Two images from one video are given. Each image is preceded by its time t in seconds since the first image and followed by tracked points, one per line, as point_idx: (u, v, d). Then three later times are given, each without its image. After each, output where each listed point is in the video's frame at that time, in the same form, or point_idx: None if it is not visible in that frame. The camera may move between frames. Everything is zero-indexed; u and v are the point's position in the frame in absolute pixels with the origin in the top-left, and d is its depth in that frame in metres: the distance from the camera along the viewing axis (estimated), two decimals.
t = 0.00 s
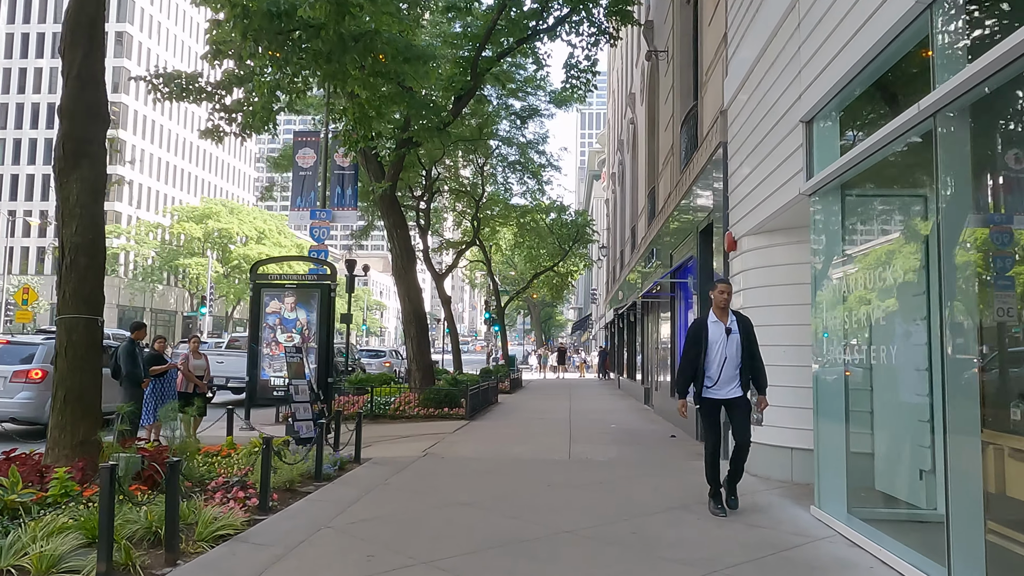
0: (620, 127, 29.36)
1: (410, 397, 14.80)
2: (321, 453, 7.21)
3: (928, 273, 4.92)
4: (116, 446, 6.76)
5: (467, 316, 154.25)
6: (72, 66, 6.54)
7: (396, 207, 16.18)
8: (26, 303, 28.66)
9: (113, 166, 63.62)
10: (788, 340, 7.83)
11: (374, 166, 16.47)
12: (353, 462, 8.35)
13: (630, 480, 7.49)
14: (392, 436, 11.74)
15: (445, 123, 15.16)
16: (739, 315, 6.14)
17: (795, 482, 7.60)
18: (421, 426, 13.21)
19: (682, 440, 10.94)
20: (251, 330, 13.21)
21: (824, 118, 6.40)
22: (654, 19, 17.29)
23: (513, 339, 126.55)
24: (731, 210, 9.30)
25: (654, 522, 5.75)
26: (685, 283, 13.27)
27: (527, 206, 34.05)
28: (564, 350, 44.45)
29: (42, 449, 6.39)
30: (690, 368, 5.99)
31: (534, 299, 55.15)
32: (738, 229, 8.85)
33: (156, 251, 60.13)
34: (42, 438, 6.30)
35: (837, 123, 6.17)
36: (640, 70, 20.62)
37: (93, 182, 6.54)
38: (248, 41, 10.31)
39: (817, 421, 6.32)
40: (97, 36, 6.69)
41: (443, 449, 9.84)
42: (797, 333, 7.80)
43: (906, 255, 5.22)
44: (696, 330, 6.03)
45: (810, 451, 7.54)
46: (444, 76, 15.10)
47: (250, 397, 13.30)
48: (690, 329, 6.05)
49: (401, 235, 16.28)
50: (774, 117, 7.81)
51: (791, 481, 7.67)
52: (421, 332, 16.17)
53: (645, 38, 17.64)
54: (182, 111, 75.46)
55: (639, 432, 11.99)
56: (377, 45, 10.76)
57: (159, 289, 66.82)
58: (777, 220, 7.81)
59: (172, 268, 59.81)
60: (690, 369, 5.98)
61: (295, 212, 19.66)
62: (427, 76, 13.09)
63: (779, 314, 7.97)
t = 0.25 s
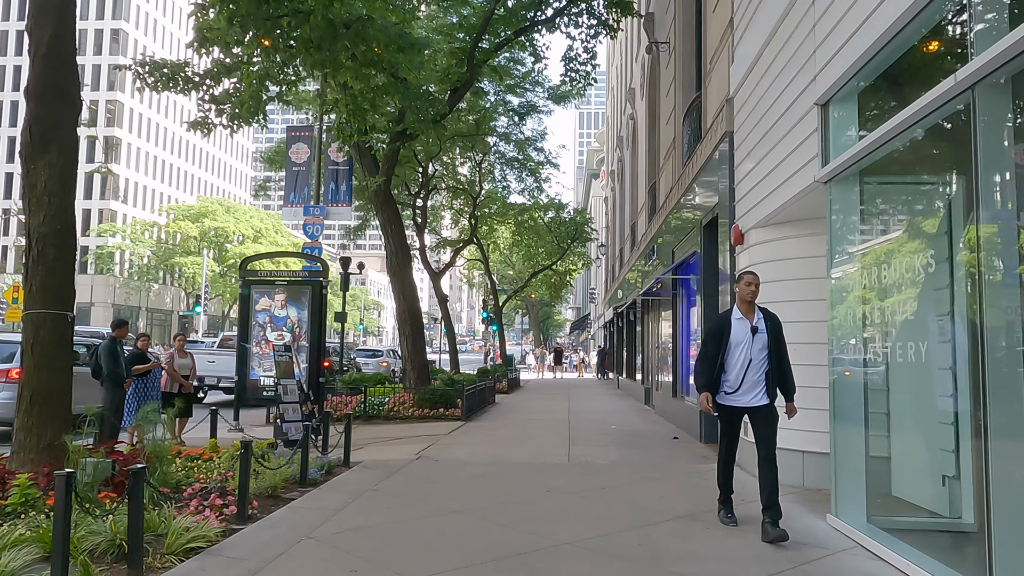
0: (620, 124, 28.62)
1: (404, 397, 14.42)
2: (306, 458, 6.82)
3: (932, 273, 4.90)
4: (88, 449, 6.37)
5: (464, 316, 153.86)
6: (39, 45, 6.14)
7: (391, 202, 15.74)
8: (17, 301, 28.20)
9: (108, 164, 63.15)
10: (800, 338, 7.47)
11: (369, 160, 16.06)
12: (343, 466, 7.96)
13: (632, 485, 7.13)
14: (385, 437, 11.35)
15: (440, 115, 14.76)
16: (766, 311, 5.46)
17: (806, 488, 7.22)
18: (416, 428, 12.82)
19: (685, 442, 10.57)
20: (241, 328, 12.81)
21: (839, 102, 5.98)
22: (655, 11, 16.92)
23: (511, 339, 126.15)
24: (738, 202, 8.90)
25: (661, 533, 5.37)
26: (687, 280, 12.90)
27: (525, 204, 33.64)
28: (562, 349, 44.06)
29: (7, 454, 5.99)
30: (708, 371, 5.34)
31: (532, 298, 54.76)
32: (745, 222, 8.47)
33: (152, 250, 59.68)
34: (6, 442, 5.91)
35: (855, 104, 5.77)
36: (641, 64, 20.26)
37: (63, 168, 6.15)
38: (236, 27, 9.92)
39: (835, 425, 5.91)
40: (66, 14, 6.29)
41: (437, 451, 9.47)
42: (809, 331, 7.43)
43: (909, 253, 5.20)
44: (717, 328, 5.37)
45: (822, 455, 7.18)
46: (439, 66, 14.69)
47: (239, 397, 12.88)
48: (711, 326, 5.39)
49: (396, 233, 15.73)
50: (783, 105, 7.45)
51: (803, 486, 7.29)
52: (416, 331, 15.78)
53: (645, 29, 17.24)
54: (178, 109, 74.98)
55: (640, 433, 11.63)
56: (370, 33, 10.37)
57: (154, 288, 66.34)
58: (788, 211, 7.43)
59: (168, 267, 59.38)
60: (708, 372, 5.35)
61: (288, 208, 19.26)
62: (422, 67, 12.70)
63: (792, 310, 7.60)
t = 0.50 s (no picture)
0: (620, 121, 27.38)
1: (397, 397, 14.04)
2: (286, 462, 6.45)
3: (933, 276, 4.75)
4: (50, 454, 5.97)
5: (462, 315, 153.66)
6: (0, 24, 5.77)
7: (383, 197, 15.31)
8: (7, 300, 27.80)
9: (104, 163, 62.72)
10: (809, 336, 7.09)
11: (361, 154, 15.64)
12: (327, 470, 7.58)
13: (631, 491, 6.76)
14: (375, 439, 10.95)
15: (435, 108, 14.36)
16: (800, 304, 4.88)
17: (816, 494, 6.83)
18: (408, 429, 12.43)
19: (686, 444, 10.20)
20: (228, 326, 12.44)
21: (854, 86, 5.61)
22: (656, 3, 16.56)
23: (508, 339, 125.86)
24: (742, 194, 8.53)
25: (662, 546, 4.98)
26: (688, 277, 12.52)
27: (522, 202, 33.26)
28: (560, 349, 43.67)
29: None
30: (736, 370, 4.76)
31: (530, 297, 54.37)
32: (750, 215, 8.10)
33: (147, 248, 59.25)
34: None
35: (871, 86, 5.41)
36: (640, 58, 19.90)
37: (25, 155, 5.77)
38: (220, 13, 9.54)
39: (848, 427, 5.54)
40: None
41: (428, 454, 9.09)
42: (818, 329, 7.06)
43: (908, 253, 5.04)
44: (745, 323, 4.80)
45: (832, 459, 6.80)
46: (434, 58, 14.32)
47: (226, 396, 12.54)
48: (738, 321, 4.82)
49: (389, 228, 15.35)
50: (790, 91, 7.10)
51: (812, 492, 6.90)
52: (409, 329, 15.39)
53: (644, 22, 16.87)
54: (175, 108, 74.57)
55: (640, 434, 11.26)
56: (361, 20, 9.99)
57: (149, 287, 65.85)
58: (797, 202, 7.07)
59: (163, 266, 58.92)
60: (736, 372, 4.76)
61: (280, 204, 18.87)
62: (415, 57, 12.31)
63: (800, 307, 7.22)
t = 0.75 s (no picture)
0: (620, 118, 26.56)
1: (390, 399, 13.64)
2: (264, 469, 6.06)
3: (937, 277, 4.55)
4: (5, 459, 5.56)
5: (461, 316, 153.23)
6: None
7: (377, 193, 14.91)
8: None
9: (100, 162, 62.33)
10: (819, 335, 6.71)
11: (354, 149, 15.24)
12: (310, 477, 7.18)
13: (631, 500, 6.38)
14: (365, 443, 10.55)
15: (429, 102, 13.96)
16: (839, 292, 4.32)
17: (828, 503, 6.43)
18: (401, 432, 12.03)
19: (688, 448, 9.82)
20: (214, 326, 12.05)
21: (869, 66, 5.22)
22: None
23: (507, 339, 125.41)
24: (747, 188, 8.15)
25: (665, 563, 4.59)
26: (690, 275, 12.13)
27: (521, 201, 32.88)
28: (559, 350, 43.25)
29: None
30: (772, 369, 4.20)
31: (529, 298, 53.95)
32: (756, 209, 7.71)
33: (143, 248, 58.85)
34: None
35: (892, 64, 5.03)
36: (640, 53, 19.52)
37: None
38: None
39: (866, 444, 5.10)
40: None
41: (419, 459, 8.70)
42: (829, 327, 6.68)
43: (913, 254, 4.80)
44: (784, 316, 4.21)
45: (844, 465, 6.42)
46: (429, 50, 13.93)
47: (212, 398, 12.15)
48: (772, 314, 4.23)
49: (382, 224, 14.95)
50: (800, 77, 6.73)
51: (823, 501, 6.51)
52: (403, 330, 15.00)
53: (643, 15, 16.50)
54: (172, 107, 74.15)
55: (639, 438, 10.88)
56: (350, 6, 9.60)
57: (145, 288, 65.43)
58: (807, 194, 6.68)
59: (159, 266, 58.52)
60: (773, 373, 4.18)
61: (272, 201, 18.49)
62: (407, 47, 11.92)
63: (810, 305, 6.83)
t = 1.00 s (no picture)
0: (620, 115, 26.47)
1: (384, 402, 13.24)
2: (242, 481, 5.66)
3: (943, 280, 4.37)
4: None
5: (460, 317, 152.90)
6: None
7: (372, 191, 14.49)
8: None
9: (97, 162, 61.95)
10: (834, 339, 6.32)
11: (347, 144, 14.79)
12: (295, 487, 6.80)
13: (633, 513, 5.99)
14: (356, 449, 10.17)
15: (424, 97, 13.60)
16: (901, 293, 3.49)
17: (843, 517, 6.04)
18: (394, 437, 11.65)
19: (691, 455, 9.44)
20: (201, 328, 11.66)
21: (896, 45, 4.80)
22: None
23: (506, 340, 125.01)
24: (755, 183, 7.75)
25: None
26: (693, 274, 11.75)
27: (519, 201, 32.50)
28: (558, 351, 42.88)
29: None
30: (817, 388, 3.40)
31: (527, 298, 53.60)
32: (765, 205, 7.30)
33: (140, 249, 58.47)
34: None
35: (917, 44, 4.64)
36: (640, 49, 19.17)
37: None
38: None
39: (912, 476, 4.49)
40: None
41: (411, 467, 8.31)
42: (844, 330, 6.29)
43: (909, 256, 4.61)
44: (833, 322, 3.40)
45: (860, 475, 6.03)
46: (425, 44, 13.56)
47: (199, 402, 11.75)
48: (818, 323, 3.44)
49: (377, 223, 14.57)
50: (811, 65, 6.38)
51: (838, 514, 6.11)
52: (399, 331, 14.61)
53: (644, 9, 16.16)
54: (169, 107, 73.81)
55: (640, 443, 10.50)
56: None
57: (142, 288, 65.04)
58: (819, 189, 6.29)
59: (156, 266, 58.14)
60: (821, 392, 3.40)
61: (264, 200, 18.15)
62: (402, 40, 11.57)
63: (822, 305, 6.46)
